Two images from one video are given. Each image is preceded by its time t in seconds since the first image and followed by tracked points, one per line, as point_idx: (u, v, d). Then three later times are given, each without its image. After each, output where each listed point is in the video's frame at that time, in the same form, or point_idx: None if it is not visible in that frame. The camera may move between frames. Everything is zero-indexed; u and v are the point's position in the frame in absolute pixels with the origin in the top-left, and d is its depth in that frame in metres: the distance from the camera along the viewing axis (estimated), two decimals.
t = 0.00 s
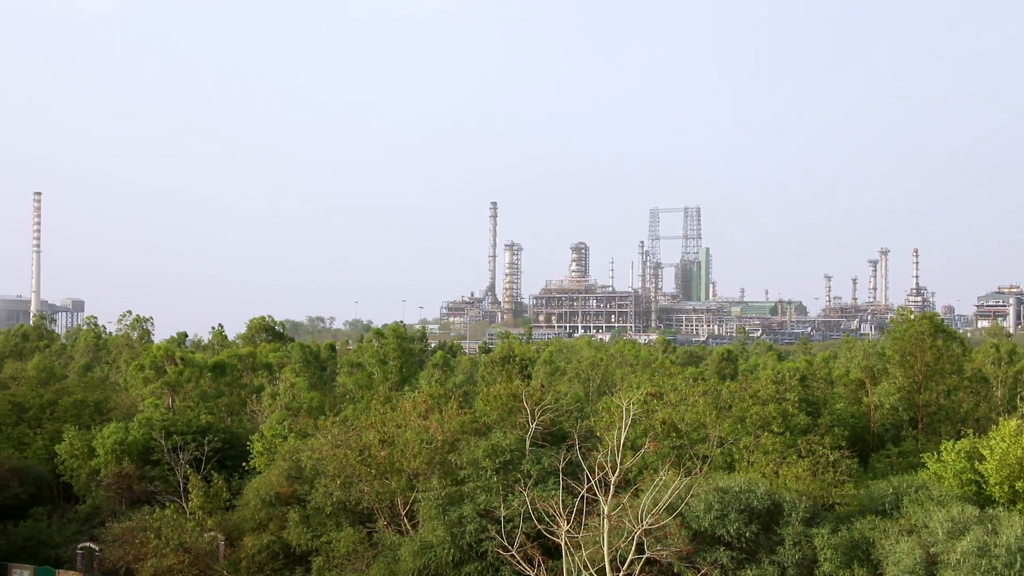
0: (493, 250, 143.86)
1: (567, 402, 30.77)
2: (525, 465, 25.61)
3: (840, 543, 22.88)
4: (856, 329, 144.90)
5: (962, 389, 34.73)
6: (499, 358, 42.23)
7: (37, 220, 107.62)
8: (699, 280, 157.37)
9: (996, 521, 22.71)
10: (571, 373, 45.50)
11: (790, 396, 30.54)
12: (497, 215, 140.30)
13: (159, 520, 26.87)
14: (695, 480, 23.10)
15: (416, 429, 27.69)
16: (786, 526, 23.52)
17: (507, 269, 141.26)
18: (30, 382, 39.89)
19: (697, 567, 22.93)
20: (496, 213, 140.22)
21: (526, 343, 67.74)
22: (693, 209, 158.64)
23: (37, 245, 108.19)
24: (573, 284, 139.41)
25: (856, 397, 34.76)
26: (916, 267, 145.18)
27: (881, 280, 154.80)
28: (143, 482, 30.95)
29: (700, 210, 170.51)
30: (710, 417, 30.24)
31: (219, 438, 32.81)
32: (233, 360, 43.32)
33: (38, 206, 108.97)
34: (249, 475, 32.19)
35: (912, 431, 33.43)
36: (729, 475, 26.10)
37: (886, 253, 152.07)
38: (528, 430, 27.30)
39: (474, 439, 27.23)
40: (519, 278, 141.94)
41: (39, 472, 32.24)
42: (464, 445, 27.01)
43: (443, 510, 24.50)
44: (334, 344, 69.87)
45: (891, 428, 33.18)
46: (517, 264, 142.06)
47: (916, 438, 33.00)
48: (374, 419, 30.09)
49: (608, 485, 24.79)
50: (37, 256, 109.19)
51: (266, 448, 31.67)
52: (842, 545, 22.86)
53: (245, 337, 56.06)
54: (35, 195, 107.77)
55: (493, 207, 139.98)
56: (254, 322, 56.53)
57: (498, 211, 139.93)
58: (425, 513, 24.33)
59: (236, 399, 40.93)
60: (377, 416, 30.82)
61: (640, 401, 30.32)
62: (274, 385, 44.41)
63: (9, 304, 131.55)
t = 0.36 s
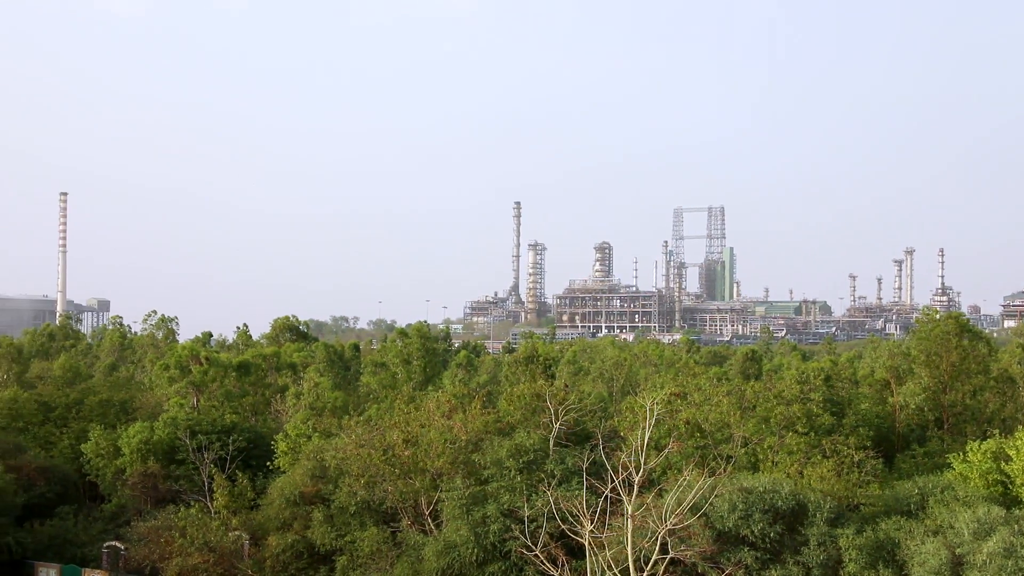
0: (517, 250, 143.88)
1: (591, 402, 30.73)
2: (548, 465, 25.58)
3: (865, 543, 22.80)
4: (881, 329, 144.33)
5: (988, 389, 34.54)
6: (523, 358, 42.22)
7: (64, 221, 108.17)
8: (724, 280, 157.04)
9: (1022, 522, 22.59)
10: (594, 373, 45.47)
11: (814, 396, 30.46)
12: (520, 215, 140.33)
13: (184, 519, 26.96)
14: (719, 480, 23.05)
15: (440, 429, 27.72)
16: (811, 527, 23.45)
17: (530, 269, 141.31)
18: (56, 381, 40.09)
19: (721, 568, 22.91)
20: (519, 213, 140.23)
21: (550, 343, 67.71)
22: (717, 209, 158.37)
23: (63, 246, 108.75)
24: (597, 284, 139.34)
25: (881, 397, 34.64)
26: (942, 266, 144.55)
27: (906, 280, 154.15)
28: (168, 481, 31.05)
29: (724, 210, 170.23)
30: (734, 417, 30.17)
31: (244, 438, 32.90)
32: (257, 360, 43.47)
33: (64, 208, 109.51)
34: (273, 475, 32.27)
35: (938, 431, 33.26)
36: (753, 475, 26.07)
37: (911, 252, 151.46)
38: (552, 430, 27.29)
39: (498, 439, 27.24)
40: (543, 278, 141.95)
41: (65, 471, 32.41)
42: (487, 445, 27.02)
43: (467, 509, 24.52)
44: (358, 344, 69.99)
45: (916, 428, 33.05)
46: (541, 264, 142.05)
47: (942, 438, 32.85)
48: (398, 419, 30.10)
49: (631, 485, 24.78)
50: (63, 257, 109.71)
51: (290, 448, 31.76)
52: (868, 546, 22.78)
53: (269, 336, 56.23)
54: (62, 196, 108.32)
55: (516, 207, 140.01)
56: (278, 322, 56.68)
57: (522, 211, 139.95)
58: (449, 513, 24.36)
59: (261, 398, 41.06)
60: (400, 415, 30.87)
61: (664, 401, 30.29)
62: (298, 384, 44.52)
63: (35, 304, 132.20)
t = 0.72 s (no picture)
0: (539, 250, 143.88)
1: (614, 402, 30.70)
2: (571, 464, 25.55)
3: (889, 544, 22.74)
4: (905, 329, 143.77)
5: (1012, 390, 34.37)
6: (546, 358, 42.22)
7: (88, 221, 108.64)
8: (746, 280, 156.75)
9: None
10: (617, 373, 45.44)
11: (838, 396, 30.38)
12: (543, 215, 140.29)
13: (207, 519, 27.04)
14: (742, 480, 22.99)
15: (463, 428, 27.74)
16: (834, 527, 23.36)
17: (553, 269, 141.28)
18: (80, 381, 40.26)
19: (744, 568, 22.90)
20: (541, 213, 140.19)
21: (572, 342, 67.70)
22: (739, 208, 158.13)
23: (88, 245, 109.23)
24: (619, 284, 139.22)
25: (905, 397, 34.52)
26: (967, 266, 143.90)
27: (930, 279, 153.50)
28: (192, 481, 31.14)
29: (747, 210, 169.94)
30: (757, 417, 30.08)
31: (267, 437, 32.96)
32: (280, 360, 43.61)
33: (89, 208, 110.00)
34: (296, 474, 32.33)
35: (962, 431, 33.12)
36: (776, 475, 26.09)
37: (936, 250, 150.74)
38: (574, 430, 27.28)
39: (520, 439, 27.23)
40: (565, 278, 141.90)
41: (89, 470, 32.55)
42: (510, 445, 27.01)
43: (489, 509, 24.53)
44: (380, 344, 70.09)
45: (940, 429, 32.93)
46: (563, 263, 142.02)
47: (966, 439, 32.71)
48: (420, 419, 30.12)
49: (655, 485, 24.75)
50: (87, 256, 110.15)
51: (313, 447, 31.84)
52: (892, 547, 22.73)
53: (292, 336, 56.40)
54: (87, 195, 108.82)
55: (539, 207, 139.99)
56: (301, 322, 56.83)
57: (544, 211, 139.92)
58: (471, 513, 24.38)
59: (284, 398, 41.17)
60: (423, 415, 30.91)
61: (686, 401, 30.25)
62: (321, 384, 44.59)
63: (59, 303, 132.81)
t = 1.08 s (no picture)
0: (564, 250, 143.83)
1: (638, 401, 30.65)
2: (595, 464, 25.51)
3: (915, 545, 22.64)
4: (931, 329, 143.14)
5: None
6: (570, 358, 42.19)
7: (115, 222, 109.18)
8: (772, 280, 156.34)
9: None
10: (641, 373, 45.36)
11: (863, 396, 30.27)
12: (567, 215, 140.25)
13: (233, 518, 27.12)
14: (767, 480, 22.92)
15: (487, 428, 27.75)
16: (859, 528, 23.27)
17: (577, 269, 141.24)
18: (107, 381, 40.45)
19: (769, 569, 22.84)
20: (566, 213, 140.13)
21: (596, 343, 67.59)
22: (764, 208, 157.76)
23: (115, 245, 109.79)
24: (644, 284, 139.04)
25: (931, 397, 34.38)
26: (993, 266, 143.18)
27: (956, 279, 152.78)
28: (218, 480, 31.23)
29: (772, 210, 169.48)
30: (782, 417, 29.99)
31: (292, 437, 33.01)
32: (305, 360, 43.74)
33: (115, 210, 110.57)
34: (321, 474, 32.39)
35: (989, 431, 32.95)
36: (801, 476, 26.03)
37: (962, 250, 150.06)
38: (599, 430, 27.26)
39: (545, 438, 27.20)
40: (590, 278, 141.80)
41: (116, 469, 32.69)
42: (534, 444, 26.98)
43: (513, 509, 24.52)
44: (405, 344, 70.17)
45: (966, 429, 32.76)
46: (587, 263, 141.94)
47: (993, 439, 32.55)
48: (445, 418, 30.12)
49: (679, 485, 24.70)
50: (114, 257, 110.67)
51: (338, 447, 31.91)
52: (918, 547, 22.63)
53: (317, 336, 56.59)
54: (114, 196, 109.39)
55: (563, 207, 139.94)
56: (325, 322, 56.97)
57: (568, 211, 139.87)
58: (495, 512, 24.39)
59: (309, 397, 41.27)
60: (447, 415, 30.93)
61: (711, 401, 30.19)
62: (345, 384, 44.67)
63: (85, 303, 133.44)
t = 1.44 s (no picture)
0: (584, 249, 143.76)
1: (659, 401, 30.61)
2: (616, 464, 25.47)
3: (938, 545, 22.54)
4: (953, 329, 142.61)
5: None
6: (590, 358, 42.19)
7: (137, 222, 109.56)
8: (793, 280, 155.98)
9: None
10: (662, 373, 45.32)
11: (885, 396, 30.18)
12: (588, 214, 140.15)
13: (254, 517, 27.17)
14: (788, 480, 22.86)
15: (507, 428, 27.76)
16: (881, 528, 23.18)
17: (598, 269, 141.16)
18: (129, 381, 40.59)
19: (791, 569, 22.78)
20: (586, 212, 140.05)
21: (617, 342, 67.55)
22: (785, 207, 157.45)
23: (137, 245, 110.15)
24: (664, 284, 138.89)
25: (953, 397, 34.27)
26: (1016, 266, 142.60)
27: (979, 279, 152.18)
28: (239, 480, 31.32)
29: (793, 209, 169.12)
30: (803, 417, 29.90)
31: (313, 437, 33.04)
32: (326, 360, 43.84)
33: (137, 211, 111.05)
34: (342, 474, 32.43)
35: (1012, 432, 32.81)
36: (821, 476, 25.99)
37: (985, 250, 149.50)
38: (619, 430, 27.23)
39: (565, 438, 27.16)
40: (610, 278, 141.69)
41: (138, 469, 32.80)
42: (555, 444, 26.96)
43: (534, 509, 24.51)
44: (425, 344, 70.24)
45: (989, 429, 32.60)
46: (608, 263, 141.83)
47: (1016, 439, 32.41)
48: (465, 418, 30.13)
49: (700, 485, 24.66)
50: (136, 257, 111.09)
51: (358, 446, 31.95)
52: (940, 548, 22.54)
53: (337, 336, 56.71)
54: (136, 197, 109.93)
55: (584, 206, 139.88)
56: (346, 321, 57.07)
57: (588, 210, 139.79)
58: (516, 512, 24.39)
59: (330, 397, 41.34)
60: (468, 415, 30.95)
61: (732, 401, 30.12)
62: (366, 383, 44.73)
63: (107, 303, 133.87)
